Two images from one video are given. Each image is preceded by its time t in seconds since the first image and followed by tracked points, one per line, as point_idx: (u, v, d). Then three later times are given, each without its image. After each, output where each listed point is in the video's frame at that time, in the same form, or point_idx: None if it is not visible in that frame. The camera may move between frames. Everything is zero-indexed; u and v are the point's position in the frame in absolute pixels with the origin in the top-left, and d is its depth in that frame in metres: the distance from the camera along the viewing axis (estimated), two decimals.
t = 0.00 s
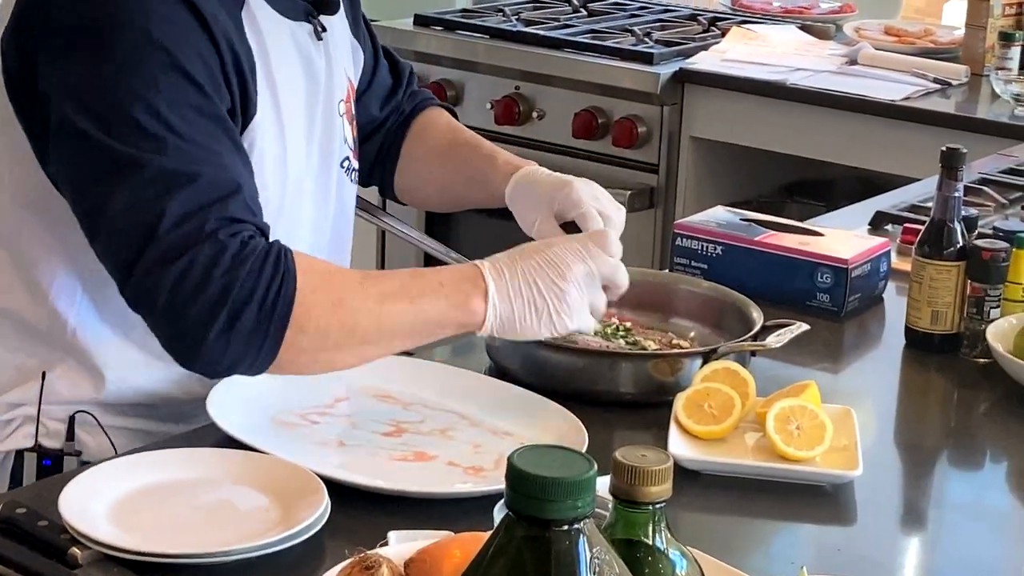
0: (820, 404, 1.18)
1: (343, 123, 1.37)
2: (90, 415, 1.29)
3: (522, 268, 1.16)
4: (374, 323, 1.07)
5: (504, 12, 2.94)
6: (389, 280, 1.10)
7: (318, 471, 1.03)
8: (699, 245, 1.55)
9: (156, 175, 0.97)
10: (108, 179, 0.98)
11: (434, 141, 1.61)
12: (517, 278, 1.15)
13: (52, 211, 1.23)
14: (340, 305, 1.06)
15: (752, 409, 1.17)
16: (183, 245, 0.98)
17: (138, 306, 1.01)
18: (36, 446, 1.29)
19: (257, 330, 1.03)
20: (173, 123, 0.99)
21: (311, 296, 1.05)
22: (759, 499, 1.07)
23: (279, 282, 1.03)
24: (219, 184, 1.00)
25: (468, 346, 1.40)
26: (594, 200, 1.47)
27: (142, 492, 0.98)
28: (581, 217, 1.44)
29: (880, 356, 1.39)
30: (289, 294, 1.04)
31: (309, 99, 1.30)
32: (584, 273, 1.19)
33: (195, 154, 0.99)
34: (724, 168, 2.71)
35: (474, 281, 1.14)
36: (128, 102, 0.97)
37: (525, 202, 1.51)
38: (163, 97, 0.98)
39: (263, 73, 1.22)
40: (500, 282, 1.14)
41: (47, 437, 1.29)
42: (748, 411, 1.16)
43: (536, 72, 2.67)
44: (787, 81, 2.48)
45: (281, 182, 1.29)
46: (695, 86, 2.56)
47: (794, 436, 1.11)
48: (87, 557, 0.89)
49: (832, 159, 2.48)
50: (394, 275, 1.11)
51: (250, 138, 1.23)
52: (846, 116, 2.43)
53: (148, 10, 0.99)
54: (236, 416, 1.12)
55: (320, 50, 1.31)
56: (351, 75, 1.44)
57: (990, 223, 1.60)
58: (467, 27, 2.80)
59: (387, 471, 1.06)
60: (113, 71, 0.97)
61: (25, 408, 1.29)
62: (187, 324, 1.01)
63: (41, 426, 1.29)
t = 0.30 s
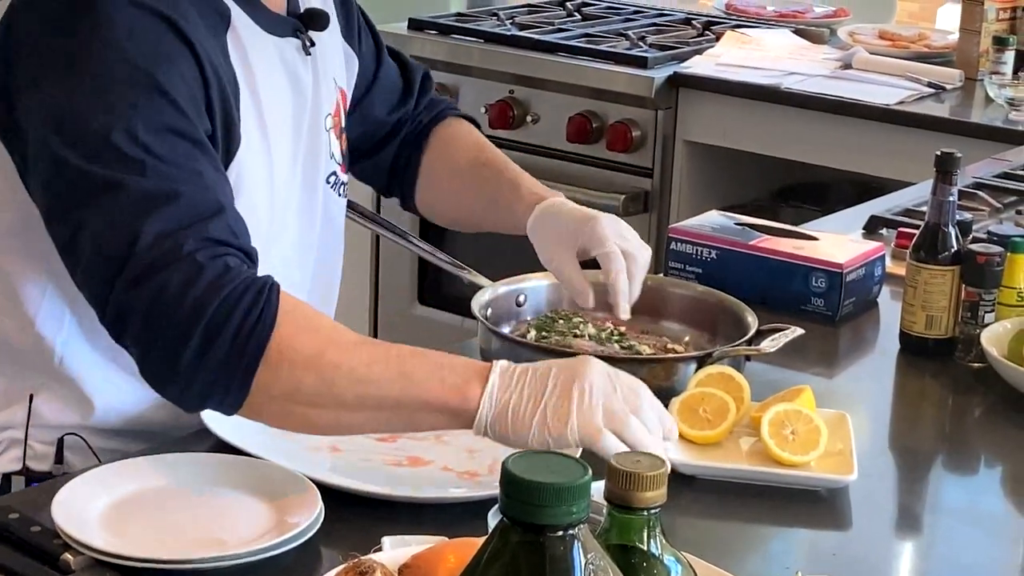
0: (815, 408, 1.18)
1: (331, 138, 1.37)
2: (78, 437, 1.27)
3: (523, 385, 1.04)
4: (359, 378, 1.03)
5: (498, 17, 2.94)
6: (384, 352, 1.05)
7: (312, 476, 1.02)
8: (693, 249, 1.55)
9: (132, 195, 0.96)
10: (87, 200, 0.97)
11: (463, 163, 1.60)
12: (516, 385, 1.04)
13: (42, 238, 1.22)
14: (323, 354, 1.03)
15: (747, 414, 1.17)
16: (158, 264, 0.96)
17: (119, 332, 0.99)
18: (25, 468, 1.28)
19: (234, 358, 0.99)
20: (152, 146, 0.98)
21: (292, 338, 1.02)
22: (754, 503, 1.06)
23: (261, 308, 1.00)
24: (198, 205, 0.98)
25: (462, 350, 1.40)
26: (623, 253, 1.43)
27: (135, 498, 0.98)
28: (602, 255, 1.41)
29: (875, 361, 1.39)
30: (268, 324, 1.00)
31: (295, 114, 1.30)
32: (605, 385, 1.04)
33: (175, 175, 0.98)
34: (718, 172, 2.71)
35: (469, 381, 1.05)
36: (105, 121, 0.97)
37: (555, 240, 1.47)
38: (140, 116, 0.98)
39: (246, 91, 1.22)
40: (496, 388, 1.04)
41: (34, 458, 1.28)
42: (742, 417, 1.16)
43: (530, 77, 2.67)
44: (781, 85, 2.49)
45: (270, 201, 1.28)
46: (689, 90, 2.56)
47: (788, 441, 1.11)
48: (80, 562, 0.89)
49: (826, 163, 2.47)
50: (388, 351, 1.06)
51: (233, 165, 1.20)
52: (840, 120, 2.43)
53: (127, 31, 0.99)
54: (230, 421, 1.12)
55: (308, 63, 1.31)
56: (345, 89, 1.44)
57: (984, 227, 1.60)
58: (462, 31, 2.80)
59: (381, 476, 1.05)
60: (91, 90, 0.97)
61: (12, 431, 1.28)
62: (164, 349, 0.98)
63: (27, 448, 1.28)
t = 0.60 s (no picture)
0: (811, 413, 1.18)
1: (310, 146, 1.36)
2: (44, 444, 1.26)
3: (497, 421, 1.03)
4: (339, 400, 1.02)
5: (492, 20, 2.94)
6: (366, 376, 1.04)
7: (306, 480, 1.02)
8: (688, 253, 1.55)
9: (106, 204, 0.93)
10: (55, 206, 0.94)
11: (548, 197, 1.43)
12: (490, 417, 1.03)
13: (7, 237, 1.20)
14: (305, 376, 1.01)
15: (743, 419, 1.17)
16: (135, 277, 0.94)
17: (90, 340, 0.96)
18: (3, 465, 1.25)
19: (214, 373, 0.98)
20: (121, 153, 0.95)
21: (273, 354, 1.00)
22: (749, 509, 1.06)
23: (239, 331, 0.98)
24: (169, 215, 0.96)
25: (457, 354, 1.40)
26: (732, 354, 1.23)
27: (129, 503, 0.97)
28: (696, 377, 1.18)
29: (870, 365, 1.39)
30: (248, 343, 0.99)
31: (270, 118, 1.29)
32: (582, 431, 1.03)
33: (146, 184, 0.96)
34: (712, 176, 2.71)
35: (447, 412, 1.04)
36: (70, 129, 0.93)
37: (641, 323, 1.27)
38: (102, 124, 0.94)
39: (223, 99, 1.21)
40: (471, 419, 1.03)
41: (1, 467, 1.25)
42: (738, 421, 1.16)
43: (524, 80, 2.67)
44: (776, 89, 2.49)
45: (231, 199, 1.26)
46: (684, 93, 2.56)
47: (783, 446, 1.10)
48: (74, 567, 0.89)
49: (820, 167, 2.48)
50: (365, 373, 1.04)
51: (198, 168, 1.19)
52: (834, 124, 2.43)
53: (84, 33, 0.95)
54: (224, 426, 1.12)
55: (284, 66, 1.30)
56: (345, 94, 1.42)
57: (979, 231, 1.60)
58: (456, 35, 2.80)
59: (375, 481, 1.05)
60: (49, 96, 0.93)
61: None
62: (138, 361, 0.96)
63: None
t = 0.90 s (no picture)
0: (806, 417, 1.18)
1: (295, 143, 1.36)
2: (29, 448, 1.25)
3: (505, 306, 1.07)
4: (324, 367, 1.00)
5: (486, 23, 2.93)
6: (344, 329, 1.03)
7: (299, 484, 1.02)
8: (683, 256, 1.56)
9: (70, 205, 0.94)
10: (22, 210, 0.94)
11: (546, 189, 1.44)
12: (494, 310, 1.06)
13: None
14: (284, 351, 1.00)
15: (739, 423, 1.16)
16: (105, 280, 0.95)
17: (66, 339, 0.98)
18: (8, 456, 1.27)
19: (192, 367, 0.99)
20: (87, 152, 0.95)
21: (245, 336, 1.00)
22: (743, 511, 1.06)
23: (214, 320, 0.98)
24: (139, 213, 0.96)
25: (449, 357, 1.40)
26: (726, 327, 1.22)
27: (121, 506, 0.97)
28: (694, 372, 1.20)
29: (863, 367, 1.39)
30: (224, 330, 0.99)
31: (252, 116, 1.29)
32: (561, 341, 1.03)
33: (113, 182, 0.96)
34: (706, 178, 2.71)
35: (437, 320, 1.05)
36: (34, 133, 0.94)
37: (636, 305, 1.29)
38: (66, 126, 0.94)
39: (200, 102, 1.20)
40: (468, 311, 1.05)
41: None
42: (732, 425, 1.15)
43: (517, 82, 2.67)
44: (770, 91, 2.49)
45: (209, 206, 1.25)
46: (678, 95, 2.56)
47: (777, 449, 1.10)
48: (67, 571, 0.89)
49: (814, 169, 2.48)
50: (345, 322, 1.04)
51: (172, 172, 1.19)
52: (827, 126, 2.43)
53: (45, 35, 0.95)
54: (216, 429, 1.12)
55: (266, 61, 1.29)
56: (337, 92, 1.43)
57: (972, 234, 1.60)
58: (449, 37, 2.80)
59: (367, 484, 1.05)
60: (12, 102, 0.94)
61: None
62: (120, 357, 0.97)
63: None
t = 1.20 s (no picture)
0: (802, 417, 1.17)
1: (288, 123, 1.36)
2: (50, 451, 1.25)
3: (525, 300, 1.10)
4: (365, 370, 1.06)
5: (481, 24, 2.93)
6: (381, 325, 1.07)
7: (294, 485, 1.02)
8: (676, 257, 1.55)
9: (103, 227, 0.94)
10: (52, 232, 0.95)
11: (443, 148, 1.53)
12: (510, 299, 1.11)
13: None
14: (323, 355, 1.04)
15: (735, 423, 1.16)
16: (148, 299, 0.96)
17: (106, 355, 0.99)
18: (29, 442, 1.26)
19: (231, 373, 1.01)
20: (117, 167, 0.96)
21: (289, 341, 1.03)
22: (738, 513, 1.06)
23: (250, 329, 1.01)
24: (171, 228, 0.97)
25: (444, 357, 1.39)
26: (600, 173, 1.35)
27: (116, 507, 0.97)
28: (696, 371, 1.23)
29: (859, 368, 1.39)
30: (263, 339, 1.02)
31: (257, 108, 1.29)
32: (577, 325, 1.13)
33: (142, 197, 0.96)
34: (700, 179, 2.71)
35: (459, 313, 1.10)
36: (62, 145, 0.94)
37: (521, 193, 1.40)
38: (95, 134, 0.95)
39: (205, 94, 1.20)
40: (485, 299, 1.10)
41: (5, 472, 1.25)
42: (727, 426, 1.15)
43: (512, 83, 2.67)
44: (764, 92, 2.49)
45: (220, 197, 1.26)
46: (673, 96, 2.56)
47: (773, 451, 1.10)
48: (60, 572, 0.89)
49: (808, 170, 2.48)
50: (373, 309, 1.08)
51: (189, 167, 1.21)
52: (822, 128, 2.43)
53: (62, 44, 0.96)
54: (210, 430, 1.12)
55: (259, 51, 1.29)
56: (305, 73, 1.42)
57: (967, 235, 1.60)
58: (444, 38, 2.79)
59: (362, 485, 1.05)
60: (35, 113, 0.94)
61: None
62: (161, 372, 0.99)
63: None
